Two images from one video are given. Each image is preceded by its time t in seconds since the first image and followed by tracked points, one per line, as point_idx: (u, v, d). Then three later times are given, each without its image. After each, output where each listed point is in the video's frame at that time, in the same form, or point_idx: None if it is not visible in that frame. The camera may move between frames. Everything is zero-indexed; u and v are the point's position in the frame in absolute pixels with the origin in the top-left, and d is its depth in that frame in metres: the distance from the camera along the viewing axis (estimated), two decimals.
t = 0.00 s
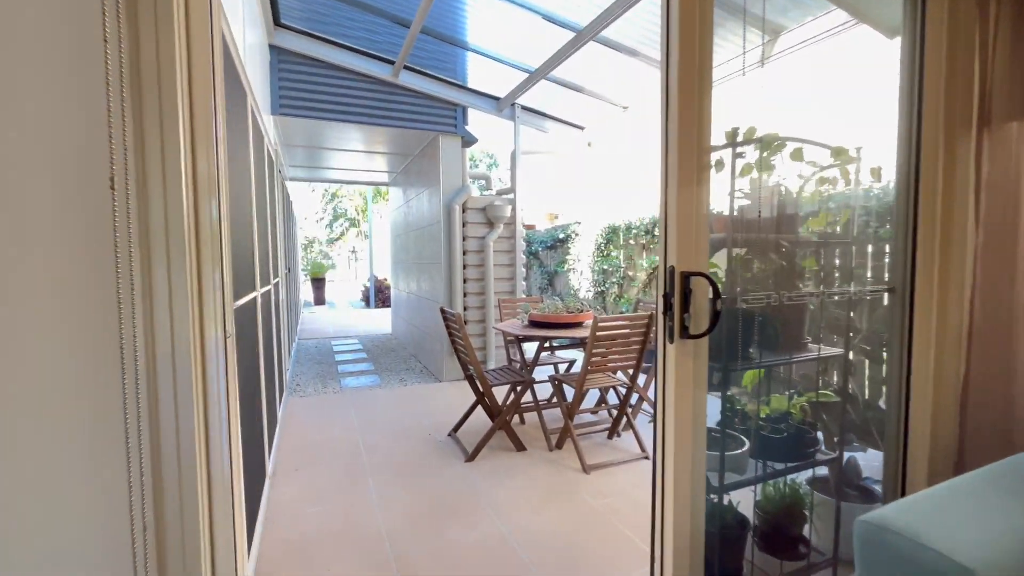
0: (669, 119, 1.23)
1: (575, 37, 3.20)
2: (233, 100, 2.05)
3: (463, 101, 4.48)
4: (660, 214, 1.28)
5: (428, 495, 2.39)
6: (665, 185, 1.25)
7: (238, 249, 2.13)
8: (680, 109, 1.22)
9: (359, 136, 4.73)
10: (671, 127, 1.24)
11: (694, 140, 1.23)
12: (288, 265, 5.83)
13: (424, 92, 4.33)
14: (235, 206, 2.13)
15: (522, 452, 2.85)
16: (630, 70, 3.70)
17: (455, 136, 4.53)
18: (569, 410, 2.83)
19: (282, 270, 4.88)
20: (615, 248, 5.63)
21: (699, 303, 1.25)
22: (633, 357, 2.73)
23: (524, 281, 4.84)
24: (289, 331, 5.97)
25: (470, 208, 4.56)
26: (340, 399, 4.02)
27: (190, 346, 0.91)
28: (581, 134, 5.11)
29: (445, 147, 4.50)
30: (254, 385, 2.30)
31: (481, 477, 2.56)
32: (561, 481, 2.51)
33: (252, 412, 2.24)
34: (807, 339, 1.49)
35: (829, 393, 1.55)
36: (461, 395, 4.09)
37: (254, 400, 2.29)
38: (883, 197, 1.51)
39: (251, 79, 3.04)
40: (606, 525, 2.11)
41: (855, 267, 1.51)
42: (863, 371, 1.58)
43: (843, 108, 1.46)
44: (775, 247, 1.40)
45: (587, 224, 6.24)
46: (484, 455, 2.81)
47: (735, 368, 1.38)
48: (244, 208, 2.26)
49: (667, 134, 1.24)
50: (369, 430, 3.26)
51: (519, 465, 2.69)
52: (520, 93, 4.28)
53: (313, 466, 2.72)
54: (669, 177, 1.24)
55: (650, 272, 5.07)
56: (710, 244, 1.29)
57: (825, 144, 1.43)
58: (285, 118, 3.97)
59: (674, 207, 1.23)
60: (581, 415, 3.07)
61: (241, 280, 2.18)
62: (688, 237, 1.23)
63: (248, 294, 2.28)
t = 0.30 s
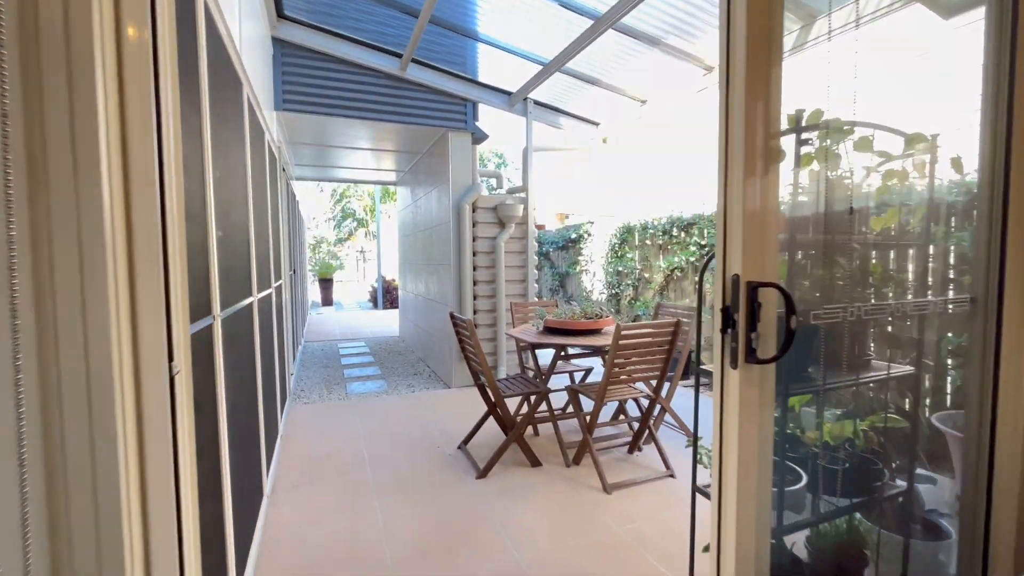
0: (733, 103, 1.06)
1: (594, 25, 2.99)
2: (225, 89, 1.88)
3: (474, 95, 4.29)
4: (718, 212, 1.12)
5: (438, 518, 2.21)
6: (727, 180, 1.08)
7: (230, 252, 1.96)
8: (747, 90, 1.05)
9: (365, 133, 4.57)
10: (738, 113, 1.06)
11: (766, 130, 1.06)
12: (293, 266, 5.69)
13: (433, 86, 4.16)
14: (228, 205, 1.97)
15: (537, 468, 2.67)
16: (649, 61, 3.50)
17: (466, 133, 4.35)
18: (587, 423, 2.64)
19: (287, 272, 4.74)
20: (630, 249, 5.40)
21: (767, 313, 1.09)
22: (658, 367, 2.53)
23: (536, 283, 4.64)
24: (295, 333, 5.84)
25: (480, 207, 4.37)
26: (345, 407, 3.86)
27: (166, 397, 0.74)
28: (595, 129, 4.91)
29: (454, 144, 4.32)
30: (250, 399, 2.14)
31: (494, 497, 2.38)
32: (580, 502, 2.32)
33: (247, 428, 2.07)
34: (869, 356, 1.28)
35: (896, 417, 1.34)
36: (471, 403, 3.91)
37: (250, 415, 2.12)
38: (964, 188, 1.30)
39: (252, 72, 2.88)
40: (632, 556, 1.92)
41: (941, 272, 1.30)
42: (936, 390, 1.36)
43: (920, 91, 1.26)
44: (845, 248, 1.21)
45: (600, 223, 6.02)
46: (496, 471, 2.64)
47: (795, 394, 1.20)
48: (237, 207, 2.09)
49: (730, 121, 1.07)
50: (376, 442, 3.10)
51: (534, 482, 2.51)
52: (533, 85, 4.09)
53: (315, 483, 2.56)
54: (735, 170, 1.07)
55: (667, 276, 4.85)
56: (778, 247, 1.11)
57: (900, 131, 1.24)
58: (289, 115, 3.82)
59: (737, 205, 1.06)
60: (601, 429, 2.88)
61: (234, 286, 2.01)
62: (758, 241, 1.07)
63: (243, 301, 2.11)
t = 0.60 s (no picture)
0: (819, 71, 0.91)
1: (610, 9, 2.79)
2: (206, 72, 1.70)
3: (479, 88, 4.11)
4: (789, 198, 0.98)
5: (442, 540, 2.04)
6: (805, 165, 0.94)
7: (213, 251, 1.79)
8: (836, 56, 0.90)
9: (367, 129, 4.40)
10: (823, 83, 0.91)
11: (857, 106, 0.91)
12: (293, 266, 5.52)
13: (438, 79, 3.99)
14: (210, 199, 1.79)
15: (548, 483, 2.49)
16: (666, 50, 3.32)
17: (471, 127, 4.17)
18: (603, 437, 2.45)
19: (288, 272, 4.58)
20: (641, 249, 5.20)
21: (858, 328, 0.92)
22: (680, 376, 2.35)
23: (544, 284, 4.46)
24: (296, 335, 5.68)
25: (487, 205, 4.20)
26: (346, 414, 3.69)
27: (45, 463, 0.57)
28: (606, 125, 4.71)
29: (460, 139, 4.14)
30: (237, 411, 1.97)
31: (503, 516, 2.21)
32: (596, 523, 2.14)
33: (232, 444, 1.90)
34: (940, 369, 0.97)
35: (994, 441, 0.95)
36: (477, 410, 3.73)
37: (236, 430, 1.95)
38: None
39: (247, 61, 2.72)
40: None
41: None
42: None
43: None
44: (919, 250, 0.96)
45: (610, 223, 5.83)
46: (505, 486, 2.46)
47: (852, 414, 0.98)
48: (223, 202, 1.91)
49: (808, 96, 0.93)
50: (377, 453, 2.92)
51: (547, 501, 2.32)
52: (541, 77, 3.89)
53: (311, 500, 2.38)
54: (818, 154, 0.92)
55: (680, 276, 4.64)
56: (870, 243, 0.94)
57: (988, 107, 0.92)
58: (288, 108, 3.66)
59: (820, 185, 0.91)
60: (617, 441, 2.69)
61: (217, 289, 1.83)
62: (844, 238, 0.92)
63: (229, 304, 1.94)
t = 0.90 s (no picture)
0: (955, 29, 0.77)
1: None
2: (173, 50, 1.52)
3: (481, 81, 3.93)
4: (895, 178, 0.87)
5: (439, 567, 1.86)
6: (916, 133, 0.84)
7: (184, 251, 1.61)
8: (973, 12, 0.76)
9: (364, 124, 4.22)
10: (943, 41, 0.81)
11: (995, 75, 0.78)
12: (289, 267, 5.35)
13: (437, 71, 3.81)
14: (181, 194, 1.61)
15: (556, 501, 2.30)
16: (678, 37, 3.14)
17: (472, 122, 3.99)
18: (615, 452, 2.26)
19: (280, 273, 4.38)
20: (649, 249, 5.02)
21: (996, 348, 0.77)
22: (699, 386, 2.17)
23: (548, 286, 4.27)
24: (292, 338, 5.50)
25: (488, 203, 4.02)
26: (341, 422, 3.52)
27: None
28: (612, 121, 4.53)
29: (460, 133, 3.95)
30: (214, 427, 1.79)
31: (506, 539, 2.03)
32: (608, 548, 1.96)
33: (208, 464, 1.72)
34: None
35: None
36: (478, 418, 3.55)
37: (213, 448, 1.77)
38: None
39: (232, 47, 2.55)
40: None
41: None
42: None
43: None
44: None
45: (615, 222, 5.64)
46: (508, 505, 2.28)
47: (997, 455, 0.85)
48: (197, 197, 1.74)
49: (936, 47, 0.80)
50: (373, 467, 2.74)
51: (554, 522, 2.14)
52: (545, 70, 3.71)
53: (300, 521, 2.21)
54: (946, 122, 0.79)
55: (690, 277, 4.46)
56: (1000, 243, 0.81)
57: None
58: (281, 101, 3.49)
59: (955, 155, 0.79)
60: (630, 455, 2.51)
61: (189, 293, 1.65)
62: (979, 227, 0.79)
63: (205, 310, 1.76)
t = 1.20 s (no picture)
0: None
1: None
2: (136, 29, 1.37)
3: (481, 76, 3.78)
4: None
5: None
6: None
7: (151, 255, 1.46)
8: None
9: (359, 121, 4.07)
10: None
11: None
12: (284, 270, 5.20)
13: (435, 64, 3.66)
14: (149, 192, 1.46)
15: (562, 522, 2.15)
16: (689, 27, 2.99)
17: (471, 118, 3.83)
18: (625, 470, 2.12)
19: (274, 277, 4.23)
20: (654, 250, 4.86)
21: None
22: (715, 398, 2.03)
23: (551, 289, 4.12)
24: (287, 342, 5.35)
25: (488, 202, 3.87)
26: (335, 432, 3.37)
27: None
28: (616, 117, 4.37)
29: (459, 130, 3.80)
30: (188, 447, 1.64)
31: (508, 566, 1.87)
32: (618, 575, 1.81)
33: (180, 488, 1.57)
34: None
35: None
36: (478, 428, 3.39)
37: (186, 469, 1.62)
38: None
39: (217, 37, 2.40)
40: None
41: None
42: None
43: None
44: None
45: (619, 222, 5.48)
46: (510, 526, 2.12)
47: None
48: (169, 195, 1.58)
49: None
50: (366, 482, 2.59)
51: (558, 545, 1.99)
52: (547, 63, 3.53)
53: (286, 544, 2.05)
54: None
55: (697, 279, 4.30)
56: None
57: None
58: (272, 97, 3.34)
59: None
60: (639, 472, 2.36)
61: (158, 301, 1.49)
62: None
63: (178, 318, 1.61)
